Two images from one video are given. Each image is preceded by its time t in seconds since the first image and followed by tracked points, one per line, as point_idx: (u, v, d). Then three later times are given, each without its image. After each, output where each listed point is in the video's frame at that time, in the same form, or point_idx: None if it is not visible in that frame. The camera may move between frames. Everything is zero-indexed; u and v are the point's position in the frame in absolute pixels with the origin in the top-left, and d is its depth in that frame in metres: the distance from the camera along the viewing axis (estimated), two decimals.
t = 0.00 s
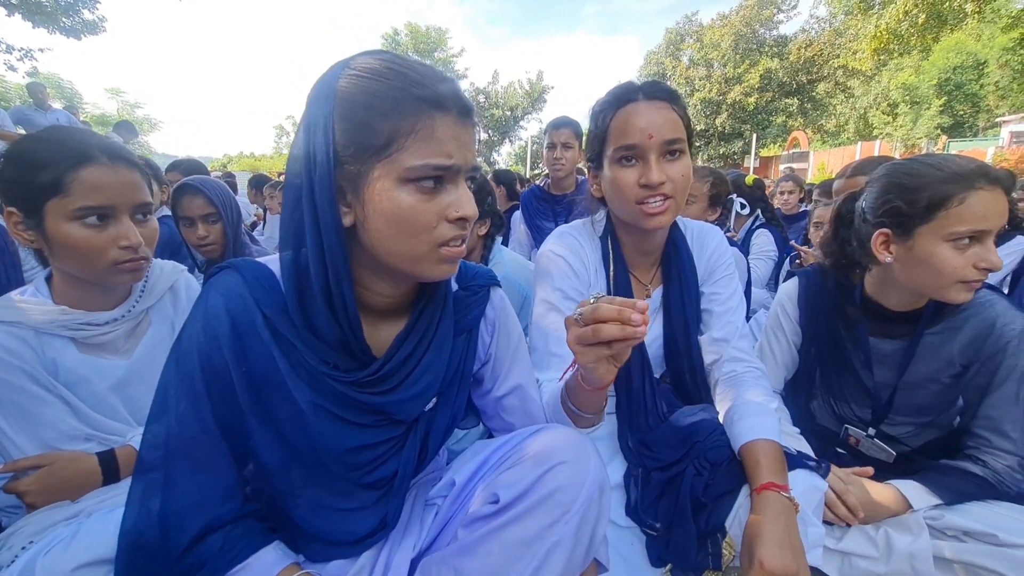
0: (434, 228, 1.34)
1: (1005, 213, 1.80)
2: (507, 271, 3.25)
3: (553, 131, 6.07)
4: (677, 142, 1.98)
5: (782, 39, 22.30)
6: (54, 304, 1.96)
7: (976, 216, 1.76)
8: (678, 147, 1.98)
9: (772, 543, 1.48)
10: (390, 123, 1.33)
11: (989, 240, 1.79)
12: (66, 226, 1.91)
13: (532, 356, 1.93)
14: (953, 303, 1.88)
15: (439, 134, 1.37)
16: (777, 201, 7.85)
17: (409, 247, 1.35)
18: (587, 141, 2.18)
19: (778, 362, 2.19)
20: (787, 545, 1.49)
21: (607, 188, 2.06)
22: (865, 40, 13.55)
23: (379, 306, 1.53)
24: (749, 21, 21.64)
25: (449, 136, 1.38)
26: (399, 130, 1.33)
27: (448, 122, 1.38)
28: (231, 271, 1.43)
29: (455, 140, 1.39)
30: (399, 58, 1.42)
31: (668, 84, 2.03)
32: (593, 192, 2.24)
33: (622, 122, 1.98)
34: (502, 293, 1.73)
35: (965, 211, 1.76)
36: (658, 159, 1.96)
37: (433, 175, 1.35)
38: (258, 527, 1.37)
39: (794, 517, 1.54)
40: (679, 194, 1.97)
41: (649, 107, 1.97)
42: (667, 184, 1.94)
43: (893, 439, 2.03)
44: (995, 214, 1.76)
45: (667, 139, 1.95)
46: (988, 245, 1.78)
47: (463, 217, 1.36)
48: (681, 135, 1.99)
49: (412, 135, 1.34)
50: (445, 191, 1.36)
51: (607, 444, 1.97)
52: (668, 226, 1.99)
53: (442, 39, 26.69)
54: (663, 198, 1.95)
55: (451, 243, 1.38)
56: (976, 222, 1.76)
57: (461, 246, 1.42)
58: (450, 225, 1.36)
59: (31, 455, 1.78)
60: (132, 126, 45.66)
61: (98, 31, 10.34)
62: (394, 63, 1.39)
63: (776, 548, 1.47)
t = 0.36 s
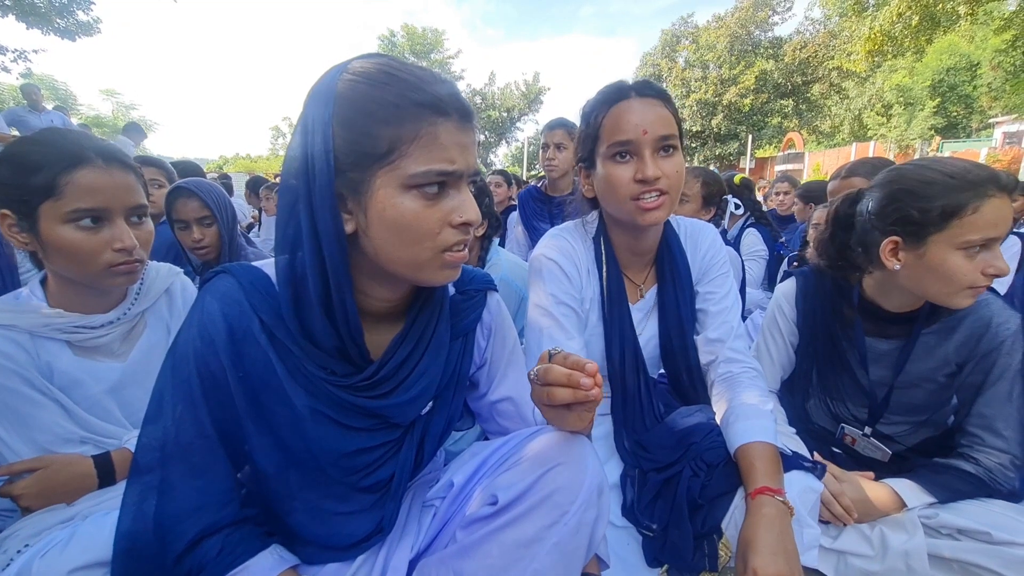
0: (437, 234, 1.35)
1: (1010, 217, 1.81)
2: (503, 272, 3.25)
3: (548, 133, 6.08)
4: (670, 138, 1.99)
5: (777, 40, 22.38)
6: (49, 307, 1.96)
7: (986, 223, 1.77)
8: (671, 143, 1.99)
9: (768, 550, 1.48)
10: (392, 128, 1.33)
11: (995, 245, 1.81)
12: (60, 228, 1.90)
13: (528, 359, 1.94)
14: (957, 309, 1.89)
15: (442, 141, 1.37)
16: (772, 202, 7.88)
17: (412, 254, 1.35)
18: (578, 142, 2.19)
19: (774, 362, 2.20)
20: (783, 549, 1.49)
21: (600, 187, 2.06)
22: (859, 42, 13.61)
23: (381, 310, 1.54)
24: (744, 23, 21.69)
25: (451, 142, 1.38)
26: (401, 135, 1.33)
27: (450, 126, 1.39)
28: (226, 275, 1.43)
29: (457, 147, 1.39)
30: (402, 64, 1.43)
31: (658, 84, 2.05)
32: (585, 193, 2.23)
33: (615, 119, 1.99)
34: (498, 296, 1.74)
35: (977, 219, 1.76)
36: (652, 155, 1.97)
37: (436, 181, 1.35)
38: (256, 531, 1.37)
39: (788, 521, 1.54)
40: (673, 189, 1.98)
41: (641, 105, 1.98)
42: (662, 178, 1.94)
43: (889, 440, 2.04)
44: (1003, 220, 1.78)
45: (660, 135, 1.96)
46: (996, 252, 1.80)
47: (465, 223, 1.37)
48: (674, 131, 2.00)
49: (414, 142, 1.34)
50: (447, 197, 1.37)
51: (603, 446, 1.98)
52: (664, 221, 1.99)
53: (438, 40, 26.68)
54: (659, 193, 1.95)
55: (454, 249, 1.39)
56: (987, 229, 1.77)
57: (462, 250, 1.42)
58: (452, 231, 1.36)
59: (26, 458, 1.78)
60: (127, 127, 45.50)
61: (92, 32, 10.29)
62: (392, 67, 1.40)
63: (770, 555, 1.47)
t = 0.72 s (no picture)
0: (439, 236, 1.35)
1: (989, 212, 1.78)
2: (501, 272, 3.25)
3: (546, 133, 6.08)
4: (662, 137, 1.99)
5: (774, 40, 22.43)
6: (45, 309, 1.95)
7: (951, 213, 1.78)
8: (663, 142, 1.99)
9: (766, 546, 1.48)
10: (394, 129, 1.33)
11: (973, 239, 1.79)
12: (54, 230, 1.90)
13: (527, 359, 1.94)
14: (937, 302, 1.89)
15: (445, 142, 1.37)
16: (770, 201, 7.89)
17: (414, 256, 1.36)
18: (573, 141, 2.19)
19: (773, 360, 2.20)
20: (781, 546, 1.49)
21: (594, 187, 2.07)
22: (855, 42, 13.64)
23: (380, 311, 1.54)
24: (741, 24, 21.92)
25: (454, 142, 1.39)
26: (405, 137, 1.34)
27: (451, 128, 1.39)
28: (223, 276, 1.43)
29: (460, 147, 1.40)
30: (402, 64, 1.43)
31: (651, 82, 2.05)
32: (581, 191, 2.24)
33: (606, 120, 1.99)
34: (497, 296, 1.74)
35: (946, 207, 1.79)
36: (644, 156, 1.97)
37: (438, 183, 1.36)
38: (255, 532, 1.37)
39: (787, 516, 1.55)
40: (665, 191, 1.99)
41: (633, 104, 1.99)
42: (653, 179, 1.94)
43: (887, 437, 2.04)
44: (982, 214, 1.77)
45: (651, 135, 1.96)
46: (970, 245, 1.79)
47: (467, 224, 1.37)
48: (666, 130, 2.00)
49: (417, 143, 1.34)
50: (451, 198, 1.37)
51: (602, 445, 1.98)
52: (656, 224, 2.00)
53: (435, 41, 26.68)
54: (650, 195, 1.96)
55: (456, 250, 1.39)
56: (951, 219, 1.79)
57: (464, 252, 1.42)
58: (455, 232, 1.36)
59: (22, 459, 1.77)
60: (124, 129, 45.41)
61: (88, 34, 10.28)
62: (393, 67, 1.40)
63: (769, 551, 1.47)
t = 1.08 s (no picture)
0: (443, 237, 1.36)
1: (945, 200, 1.87)
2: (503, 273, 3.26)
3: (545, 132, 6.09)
4: (666, 136, 2.00)
5: (772, 40, 22.44)
6: (39, 309, 1.96)
7: (902, 196, 1.91)
8: (667, 141, 2.00)
9: (770, 547, 1.48)
10: (400, 132, 1.34)
11: (927, 228, 1.89)
12: (42, 230, 1.90)
13: (531, 359, 1.94)
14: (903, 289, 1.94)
15: (449, 144, 1.38)
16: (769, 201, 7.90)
17: (419, 257, 1.37)
18: (576, 143, 2.19)
19: (774, 359, 2.21)
20: (786, 546, 1.50)
21: (598, 187, 2.07)
22: (854, 42, 13.64)
23: (385, 311, 1.55)
24: (739, 24, 21.97)
25: (458, 144, 1.39)
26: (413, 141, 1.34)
27: (457, 130, 1.40)
28: (229, 277, 1.43)
29: (464, 149, 1.40)
30: (406, 64, 1.43)
31: (653, 82, 2.06)
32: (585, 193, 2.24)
33: (610, 120, 2.00)
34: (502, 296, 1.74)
35: (901, 193, 1.92)
36: (648, 155, 1.97)
37: (442, 184, 1.36)
38: (261, 535, 1.38)
39: (791, 516, 1.56)
40: (669, 189, 1.99)
41: (636, 104, 1.99)
42: (657, 178, 1.95)
43: (887, 436, 2.05)
44: (936, 203, 1.87)
45: (655, 134, 1.97)
46: (922, 232, 1.88)
47: (472, 224, 1.38)
48: (670, 129, 2.00)
49: (422, 144, 1.35)
50: (455, 199, 1.38)
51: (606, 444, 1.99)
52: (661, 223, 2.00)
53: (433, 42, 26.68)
54: (656, 193, 1.96)
55: (460, 251, 1.40)
56: (901, 203, 1.91)
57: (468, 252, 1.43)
58: (459, 232, 1.37)
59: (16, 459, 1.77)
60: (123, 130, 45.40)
61: (88, 35, 10.28)
62: (397, 69, 1.41)
63: (773, 552, 1.47)
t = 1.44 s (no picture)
0: (439, 231, 1.35)
1: (940, 197, 1.87)
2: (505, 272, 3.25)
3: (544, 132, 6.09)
4: (666, 130, 1.99)
5: (772, 40, 22.44)
6: (39, 307, 1.95)
7: (897, 192, 1.92)
8: (667, 135, 1.99)
9: (774, 548, 1.48)
10: (395, 126, 1.33)
11: (921, 224, 1.90)
12: (38, 226, 1.90)
13: (534, 359, 1.94)
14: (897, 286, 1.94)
15: (445, 137, 1.37)
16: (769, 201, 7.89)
17: (416, 252, 1.36)
18: (576, 142, 2.18)
19: (776, 358, 2.21)
20: (790, 546, 1.49)
21: (601, 185, 2.06)
22: (853, 41, 13.64)
23: (386, 309, 1.54)
24: (738, 24, 21.99)
25: (454, 137, 1.38)
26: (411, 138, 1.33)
27: (453, 123, 1.39)
28: (230, 276, 1.42)
29: (460, 142, 1.39)
30: (401, 59, 1.43)
31: (651, 79, 2.05)
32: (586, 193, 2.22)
33: (610, 116, 1.99)
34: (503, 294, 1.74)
35: (896, 190, 1.93)
36: (649, 148, 1.97)
37: (438, 177, 1.36)
38: (262, 536, 1.37)
39: (795, 515, 1.55)
40: (673, 182, 1.98)
41: (636, 99, 1.99)
42: (660, 170, 1.94)
43: (887, 435, 2.05)
44: (930, 198, 1.88)
45: (656, 128, 1.96)
46: (916, 228, 1.89)
47: (467, 219, 1.37)
48: (669, 123, 2.00)
49: (417, 138, 1.34)
50: (450, 194, 1.37)
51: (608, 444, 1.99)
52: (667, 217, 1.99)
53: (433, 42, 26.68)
54: (659, 186, 1.95)
55: (457, 246, 1.39)
56: (897, 198, 1.92)
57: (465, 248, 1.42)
58: (455, 227, 1.36)
59: (15, 459, 1.76)
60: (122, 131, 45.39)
61: (88, 36, 10.28)
62: (394, 64, 1.40)
63: (778, 553, 1.47)
